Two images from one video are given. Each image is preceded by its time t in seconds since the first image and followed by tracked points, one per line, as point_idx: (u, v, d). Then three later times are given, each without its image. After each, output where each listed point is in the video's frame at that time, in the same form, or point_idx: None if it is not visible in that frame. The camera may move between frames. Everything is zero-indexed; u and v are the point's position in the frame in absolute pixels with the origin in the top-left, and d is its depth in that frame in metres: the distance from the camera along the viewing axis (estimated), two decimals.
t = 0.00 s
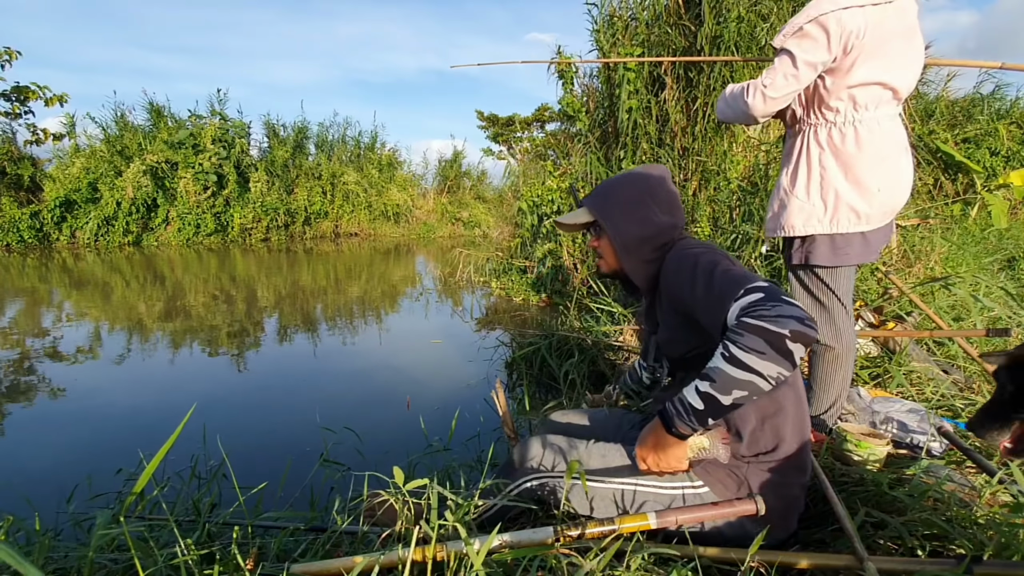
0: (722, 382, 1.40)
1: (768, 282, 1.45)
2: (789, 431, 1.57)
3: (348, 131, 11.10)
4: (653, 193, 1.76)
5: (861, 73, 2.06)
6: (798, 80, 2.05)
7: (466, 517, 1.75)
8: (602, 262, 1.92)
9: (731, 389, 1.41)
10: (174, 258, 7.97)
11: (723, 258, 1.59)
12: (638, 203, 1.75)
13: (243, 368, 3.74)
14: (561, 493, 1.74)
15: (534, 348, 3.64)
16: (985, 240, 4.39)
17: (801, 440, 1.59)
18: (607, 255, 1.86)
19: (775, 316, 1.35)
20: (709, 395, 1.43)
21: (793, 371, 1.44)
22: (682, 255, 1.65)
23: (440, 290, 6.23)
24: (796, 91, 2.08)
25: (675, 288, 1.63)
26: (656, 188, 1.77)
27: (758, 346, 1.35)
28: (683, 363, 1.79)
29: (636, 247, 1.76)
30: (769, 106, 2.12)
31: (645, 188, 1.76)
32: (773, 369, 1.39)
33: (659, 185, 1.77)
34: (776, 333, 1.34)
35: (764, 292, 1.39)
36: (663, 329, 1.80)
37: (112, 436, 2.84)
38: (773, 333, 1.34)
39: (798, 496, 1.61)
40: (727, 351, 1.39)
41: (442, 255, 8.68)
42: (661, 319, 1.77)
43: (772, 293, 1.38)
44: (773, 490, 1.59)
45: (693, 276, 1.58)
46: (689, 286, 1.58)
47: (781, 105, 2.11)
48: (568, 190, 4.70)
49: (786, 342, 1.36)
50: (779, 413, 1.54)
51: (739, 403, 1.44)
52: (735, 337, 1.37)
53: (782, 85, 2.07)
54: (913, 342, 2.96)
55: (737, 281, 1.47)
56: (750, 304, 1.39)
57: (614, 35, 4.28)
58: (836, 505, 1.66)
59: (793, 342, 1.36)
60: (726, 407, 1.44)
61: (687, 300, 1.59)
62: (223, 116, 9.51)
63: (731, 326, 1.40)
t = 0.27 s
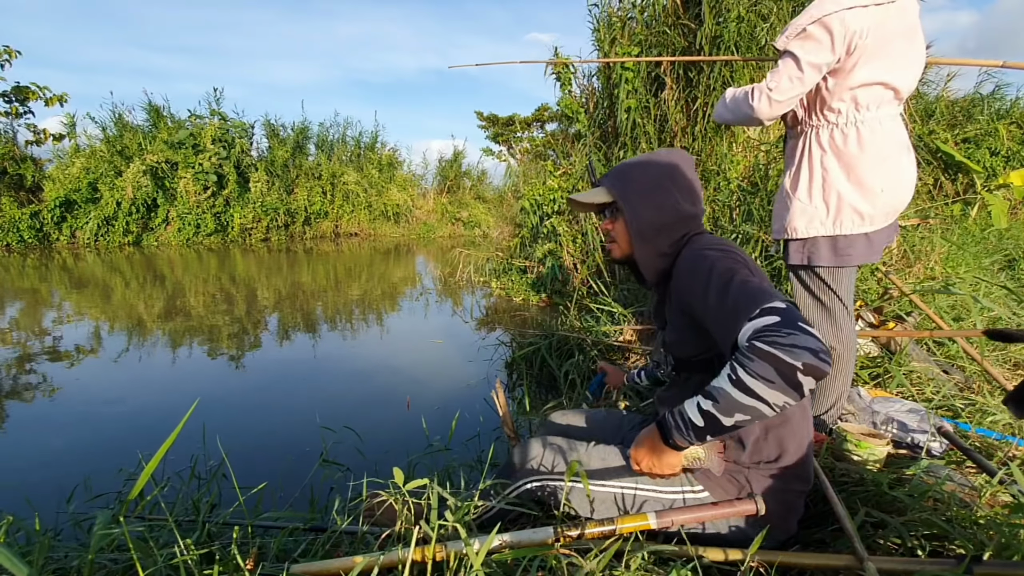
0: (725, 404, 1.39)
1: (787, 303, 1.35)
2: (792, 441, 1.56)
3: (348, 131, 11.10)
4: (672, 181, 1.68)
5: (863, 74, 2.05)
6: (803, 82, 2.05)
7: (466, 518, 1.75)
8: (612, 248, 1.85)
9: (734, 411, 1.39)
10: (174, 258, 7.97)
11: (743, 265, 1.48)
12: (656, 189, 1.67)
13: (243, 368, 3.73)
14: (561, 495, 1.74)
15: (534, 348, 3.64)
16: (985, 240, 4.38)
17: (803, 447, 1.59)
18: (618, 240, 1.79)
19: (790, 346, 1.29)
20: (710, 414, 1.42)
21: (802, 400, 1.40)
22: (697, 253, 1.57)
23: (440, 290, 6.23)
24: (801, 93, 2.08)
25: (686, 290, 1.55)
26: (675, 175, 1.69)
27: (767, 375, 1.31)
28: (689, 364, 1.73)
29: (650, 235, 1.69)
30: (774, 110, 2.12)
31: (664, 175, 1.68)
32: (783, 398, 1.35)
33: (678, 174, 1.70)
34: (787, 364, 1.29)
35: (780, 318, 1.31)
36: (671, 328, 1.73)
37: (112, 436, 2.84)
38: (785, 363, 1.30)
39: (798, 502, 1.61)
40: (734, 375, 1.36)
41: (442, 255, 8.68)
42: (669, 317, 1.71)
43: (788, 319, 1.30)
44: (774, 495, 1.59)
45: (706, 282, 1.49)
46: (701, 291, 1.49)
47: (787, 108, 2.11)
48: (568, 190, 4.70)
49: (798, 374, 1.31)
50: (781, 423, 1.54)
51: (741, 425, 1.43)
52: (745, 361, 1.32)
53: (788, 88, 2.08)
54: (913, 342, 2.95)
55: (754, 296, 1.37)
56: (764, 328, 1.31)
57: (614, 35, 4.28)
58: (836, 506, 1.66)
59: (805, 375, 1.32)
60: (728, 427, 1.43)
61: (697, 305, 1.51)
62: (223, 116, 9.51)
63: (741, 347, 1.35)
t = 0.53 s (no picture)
0: (729, 415, 1.39)
1: (799, 315, 1.33)
2: (791, 445, 1.57)
3: (348, 131, 11.10)
4: (683, 175, 1.67)
5: (865, 75, 2.05)
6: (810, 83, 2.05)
7: (466, 519, 1.75)
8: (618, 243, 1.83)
9: (737, 424, 1.39)
10: (174, 258, 7.97)
11: (752, 269, 1.46)
12: (667, 183, 1.66)
13: (243, 368, 3.74)
14: (561, 496, 1.73)
15: (534, 348, 3.65)
16: (985, 240, 4.38)
17: (802, 450, 1.59)
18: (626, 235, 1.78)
19: (799, 361, 1.28)
20: (712, 424, 1.42)
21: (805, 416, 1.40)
22: (706, 252, 1.55)
23: (440, 290, 6.23)
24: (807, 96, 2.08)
25: (693, 289, 1.53)
26: (685, 170, 1.68)
27: (774, 391, 1.31)
28: (693, 364, 1.71)
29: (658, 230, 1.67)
30: (782, 114, 2.11)
31: (674, 169, 1.67)
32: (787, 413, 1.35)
33: (688, 168, 1.68)
34: (795, 381, 1.29)
35: (790, 331, 1.30)
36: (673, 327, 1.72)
37: (113, 436, 2.84)
38: (793, 380, 1.29)
39: (797, 504, 1.61)
40: (740, 389, 1.35)
41: (442, 255, 8.68)
42: (672, 313, 1.69)
43: (800, 333, 1.29)
44: (773, 498, 1.59)
45: (715, 283, 1.46)
46: (708, 293, 1.47)
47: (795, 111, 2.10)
48: (568, 190, 4.70)
49: (805, 391, 1.31)
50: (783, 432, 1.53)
51: (742, 437, 1.43)
52: (753, 375, 1.31)
53: (794, 90, 2.07)
54: (913, 342, 2.95)
55: (765, 305, 1.34)
56: (775, 341, 1.30)
57: (614, 35, 4.29)
58: (835, 506, 1.66)
59: (812, 393, 1.31)
60: (729, 438, 1.43)
61: (702, 306, 1.49)
62: (223, 116, 9.52)
63: (749, 359, 1.34)
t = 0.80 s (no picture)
0: (737, 424, 1.39)
1: (809, 322, 1.33)
2: (790, 445, 1.58)
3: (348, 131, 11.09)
4: (686, 173, 1.67)
5: (867, 75, 2.06)
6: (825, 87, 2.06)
7: (466, 519, 1.75)
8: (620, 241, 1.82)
9: (745, 432, 1.40)
10: (174, 258, 7.97)
11: (759, 272, 1.45)
12: (670, 181, 1.65)
13: (243, 369, 3.74)
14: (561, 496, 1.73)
15: (534, 348, 3.65)
16: (985, 240, 4.38)
17: (803, 452, 1.60)
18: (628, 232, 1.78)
19: (811, 371, 1.28)
20: (720, 431, 1.42)
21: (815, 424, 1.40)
22: (711, 252, 1.54)
23: (440, 290, 6.23)
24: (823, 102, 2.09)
25: (698, 290, 1.52)
26: (688, 168, 1.67)
27: (786, 400, 1.31)
28: (696, 365, 1.71)
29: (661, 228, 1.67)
30: (801, 121, 2.12)
31: (677, 167, 1.66)
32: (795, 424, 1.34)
33: (691, 166, 1.67)
34: (806, 390, 1.29)
35: (800, 338, 1.29)
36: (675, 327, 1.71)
37: (113, 436, 2.85)
38: (804, 389, 1.29)
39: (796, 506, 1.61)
40: (750, 397, 1.35)
41: (442, 255, 8.68)
42: (675, 313, 1.68)
43: (812, 341, 1.28)
44: (773, 499, 1.59)
45: (722, 286, 1.45)
46: (715, 295, 1.46)
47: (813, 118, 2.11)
48: (568, 190, 4.70)
49: (817, 400, 1.30)
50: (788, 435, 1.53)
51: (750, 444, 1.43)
52: (763, 383, 1.31)
53: (809, 97, 2.08)
54: (914, 342, 2.95)
55: (775, 311, 1.34)
56: (788, 348, 1.29)
57: (614, 35, 4.29)
58: (834, 506, 1.66)
59: (824, 403, 1.31)
60: (736, 445, 1.44)
61: (709, 308, 1.48)
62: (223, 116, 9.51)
63: (759, 367, 1.33)
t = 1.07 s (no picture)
0: (737, 425, 1.39)
1: (810, 323, 1.33)
2: (790, 446, 1.57)
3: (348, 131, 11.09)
4: (683, 175, 1.67)
5: (870, 75, 2.06)
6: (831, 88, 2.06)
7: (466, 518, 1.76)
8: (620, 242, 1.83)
9: (745, 433, 1.40)
10: (174, 258, 7.97)
11: (760, 273, 1.45)
12: (667, 183, 1.66)
13: (243, 369, 3.73)
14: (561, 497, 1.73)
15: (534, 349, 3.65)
16: (985, 240, 4.38)
17: (803, 452, 1.59)
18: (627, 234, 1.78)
19: (812, 371, 1.28)
20: (720, 432, 1.42)
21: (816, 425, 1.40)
22: (710, 254, 1.54)
23: (440, 290, 6.23)
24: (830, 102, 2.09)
25: (698, 291, 1.52)
26: (685, 169, 1.67)
27: (786, 401, 1.31)
28: (696, 366, 1.71)
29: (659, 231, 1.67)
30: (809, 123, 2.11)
31: (674, 168, 1.66)
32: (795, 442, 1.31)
33: (688, 167, 1.67)
34: (807, 391, 1.29)
35: (801, 339, 1.29)
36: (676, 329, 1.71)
37: (113, 436, 2.84)
38: (805, 390, 1.29)
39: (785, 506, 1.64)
40: (750, 398, 1.35)
41: (442, 255, 8.68)
42: (675, 314, 1.68)
43: (813, 342, 1.28)
44: (773, 500, 1.59)
45: (723, 287, 1.44)
46: (716, 296, 1.45)
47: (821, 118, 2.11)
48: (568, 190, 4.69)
49: (818, 401, 1.30)
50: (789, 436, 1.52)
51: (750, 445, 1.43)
52: (764, 384, 1.31)
53: (816, 99, 2.08)
54: (913, 342, 2.95)
55: (776, 313, 1.34)
56: (787, 349, 1.29)
57: (614, 36, 4.29)
58: (835, 506, 1.67)
59: (825, 403, 1.31)
60: (736, 446, 1.44)
61: (709, 310, 1.48)
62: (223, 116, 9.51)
63: (759, 368, 1.33)
